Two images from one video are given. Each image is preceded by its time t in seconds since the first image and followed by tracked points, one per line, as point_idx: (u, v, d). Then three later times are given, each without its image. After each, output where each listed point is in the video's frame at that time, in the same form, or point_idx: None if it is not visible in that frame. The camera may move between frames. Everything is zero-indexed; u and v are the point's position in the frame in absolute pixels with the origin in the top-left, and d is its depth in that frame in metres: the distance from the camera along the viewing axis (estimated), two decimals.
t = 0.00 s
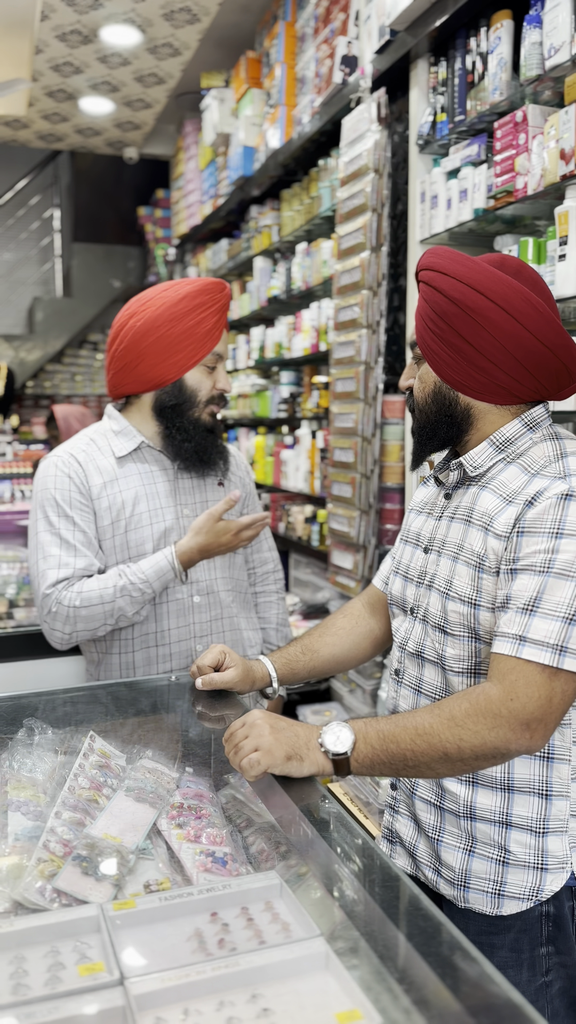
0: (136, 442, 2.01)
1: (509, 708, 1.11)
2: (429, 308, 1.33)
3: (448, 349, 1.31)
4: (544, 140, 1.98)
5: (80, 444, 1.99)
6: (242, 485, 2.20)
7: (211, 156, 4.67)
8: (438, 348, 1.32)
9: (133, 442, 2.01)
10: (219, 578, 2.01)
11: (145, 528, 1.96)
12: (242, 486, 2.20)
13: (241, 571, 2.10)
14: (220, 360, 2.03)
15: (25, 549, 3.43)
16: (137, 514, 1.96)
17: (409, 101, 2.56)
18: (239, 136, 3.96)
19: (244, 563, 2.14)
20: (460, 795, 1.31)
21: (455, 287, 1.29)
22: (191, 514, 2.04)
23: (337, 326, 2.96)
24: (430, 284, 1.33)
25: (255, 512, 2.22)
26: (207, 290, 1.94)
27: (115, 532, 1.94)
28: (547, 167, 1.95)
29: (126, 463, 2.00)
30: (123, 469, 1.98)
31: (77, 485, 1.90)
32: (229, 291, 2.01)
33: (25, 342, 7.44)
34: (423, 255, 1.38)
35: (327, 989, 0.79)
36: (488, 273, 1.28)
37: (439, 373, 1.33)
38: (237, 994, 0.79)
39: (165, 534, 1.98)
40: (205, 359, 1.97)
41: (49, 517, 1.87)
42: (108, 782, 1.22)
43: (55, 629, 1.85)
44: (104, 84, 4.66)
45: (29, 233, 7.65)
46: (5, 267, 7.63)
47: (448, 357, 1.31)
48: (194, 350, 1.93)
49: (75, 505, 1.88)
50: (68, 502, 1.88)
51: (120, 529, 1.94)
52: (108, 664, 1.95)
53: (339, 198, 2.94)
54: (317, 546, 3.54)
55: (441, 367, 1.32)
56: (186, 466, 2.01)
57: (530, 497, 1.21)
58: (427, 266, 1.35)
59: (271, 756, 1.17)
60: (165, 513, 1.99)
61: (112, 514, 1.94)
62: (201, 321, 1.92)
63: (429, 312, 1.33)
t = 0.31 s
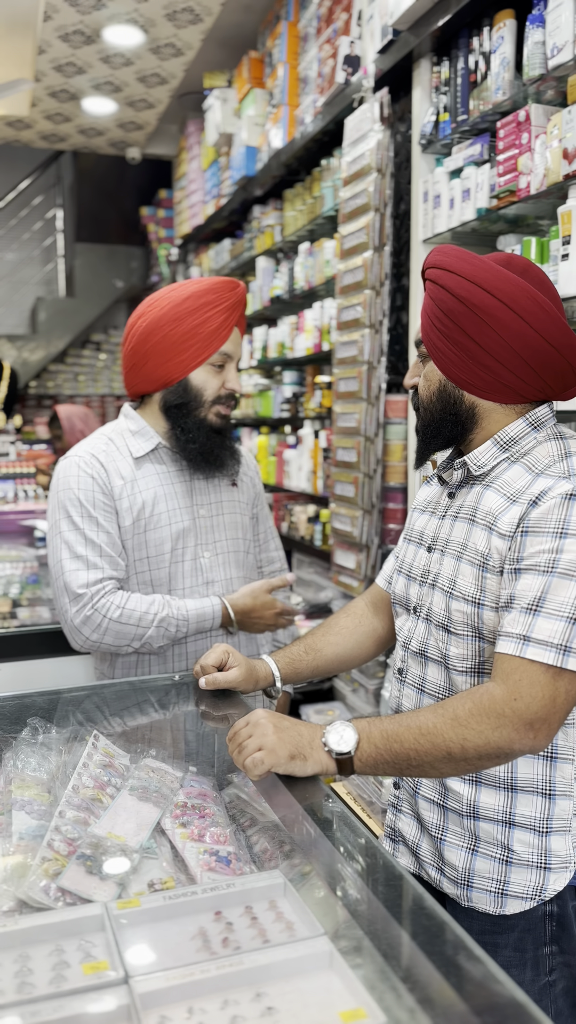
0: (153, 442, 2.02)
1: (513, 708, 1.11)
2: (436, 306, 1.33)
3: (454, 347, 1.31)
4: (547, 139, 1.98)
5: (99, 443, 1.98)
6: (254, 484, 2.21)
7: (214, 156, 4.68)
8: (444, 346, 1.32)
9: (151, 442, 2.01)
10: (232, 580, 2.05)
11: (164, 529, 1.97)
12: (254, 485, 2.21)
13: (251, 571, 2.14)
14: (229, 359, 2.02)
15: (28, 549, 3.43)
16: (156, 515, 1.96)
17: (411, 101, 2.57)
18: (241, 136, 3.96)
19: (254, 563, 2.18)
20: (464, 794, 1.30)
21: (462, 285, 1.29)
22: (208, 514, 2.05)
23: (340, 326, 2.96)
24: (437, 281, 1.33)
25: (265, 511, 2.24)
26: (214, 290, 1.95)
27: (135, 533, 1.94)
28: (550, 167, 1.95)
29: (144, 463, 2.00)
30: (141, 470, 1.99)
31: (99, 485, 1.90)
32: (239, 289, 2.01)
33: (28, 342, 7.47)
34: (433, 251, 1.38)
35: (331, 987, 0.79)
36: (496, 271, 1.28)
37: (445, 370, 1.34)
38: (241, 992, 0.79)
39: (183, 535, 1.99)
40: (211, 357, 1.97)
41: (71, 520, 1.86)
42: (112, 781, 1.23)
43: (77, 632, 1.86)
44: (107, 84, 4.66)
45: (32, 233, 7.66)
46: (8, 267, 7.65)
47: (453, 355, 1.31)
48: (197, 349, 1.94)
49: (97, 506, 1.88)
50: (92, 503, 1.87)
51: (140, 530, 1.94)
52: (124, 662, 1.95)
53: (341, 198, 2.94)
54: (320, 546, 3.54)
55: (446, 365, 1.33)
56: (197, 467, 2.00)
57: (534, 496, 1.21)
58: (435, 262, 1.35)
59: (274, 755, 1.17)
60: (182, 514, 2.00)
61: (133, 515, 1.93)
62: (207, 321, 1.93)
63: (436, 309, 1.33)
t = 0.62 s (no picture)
0: (161, 442, 2.02)
1: (515, 708, 1.12)
2: (447, 302, 1.33)
3: (471, 345, 1.30)
4: (549, 139, 1.98)
5: (106, 443, 2.00)
6: (265, 484, 2.19)
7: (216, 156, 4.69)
8: (460, 344, 1.31)
9: (159, 442, 2.01)
10: (241, 579, 2.03)
11: (170, 530, 1.97)
12: (265, 485, 2.19)
13: (262, 571, 2.11)
14: (219, 347, 2.00)
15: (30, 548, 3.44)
16: (162, 515, 1.96)
17: (413, 100, 2.57)
18: (243, 136, 3.97)
19: (265, 562, 2.15)
20: (466, 794, 1.30)
21: (480, 282, 1.29)
22: (216, 514, 2.04)
23: (342, 325, 2.96)
24: (450, 279, 1.33)
25: (277, 511, 2.22)
26: (193, 281, 1.97)
27: (140, 534, 1.94)
28: (552, 167, 1.95)
29: (151, 463, 2.00)
30: (148, 470, 1.99)
31: (101, 487, 1.91)
32: (223, 277, 2.00)
33: (30, 342, 7.49)
34: (433, 251, 1.40)
35: (334, 986, 0.79)
36: (512, 268, 1.29)
37: (460, 369, 1.32)
38: (244, 990, 0.79)
39: (190, 536, 1.99)
40: (200, 346, 1.97)
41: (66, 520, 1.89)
42: (114, 780, 1.23)
43: (63, 632, 1.88)
44: (109, 84, 4.67)
45: (34, 233, 7.68)
46: (10, 267, 7.65)
47: (470, 352, 1.30)
48: (182, 340, 1.95)
49: (97, 509, 1.90)
50: (90, 505, 1.89)
51: (145, 530, 1.95)
52: (131, 661, 1.95)
53: (343, 198, 2.94)
54: (322, 545, 3.55)
55: (457, 360, 1.32)
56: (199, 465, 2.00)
57: (536, 496, 1.21)
58: (437, 261, 1.37)
59: (277, 754, 1.17)
60: (189, 514, 2.00)
61: (138, 516, 1.94)
62: (188, 311, 1.94)
63: (441, 305, 1.34)
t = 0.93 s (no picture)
0: (157, 443, 2.01)
1: (518, 708, 1.12)
2: (458, 302, 1.33)
3: (483, 345, 1.30)
4: (550, 139, 1.98)
5: (102, 446, 2.01)
6: (268, 484, 2.16)
7: (217, 156, 4.69)
8: (471, 344, 1.31)
9: (155, 442, 2.00)
10: (238, 581, 2.00)
11: (163, 531, 1.95)
12: (268, 486, 2.16)
13: (262, 573, 2.08)
14: (213, 348, 1.97)
15: (32, 549, 3.44)
16: (155, 517, 1.95)
17: (415, 100, 2.57)
18: (245, 136, 3.97)
19: (265, 563, 2.12)
20: (468, 794, 1.30)
21: (493, 283, 1.29)
22: (213, 515, 2.02)
23: (344, 326, 2.96)
24: (461, 279, 1.33)
25: (281, 512, 2.19)
26: (183, 282, 1.94)
27: (131, 535, 1.94)
28: (553, 166, 1.95)
29: (147, 465, 1.99)
30: (142, 471, 1.98)
31: (91, 489, 1.92)
32: (216, 276, 1.97)
33: (33, 342, 7.39)
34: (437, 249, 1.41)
35: (336, 985, 0.79)
36: (524, 269, 1.30)
37: (470, 369, 1.32)
38: (246, 990, 0.80)
39: (184, 537, 1.97)
40: (192, 347, 1.95)
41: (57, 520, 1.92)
42: (117, 780, 1.23)
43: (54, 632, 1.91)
44: (111, 85, 4.66)
45: (36, 233, 7.68)
46: (12, 267, 7.66)
47: (481, 353, 1.31)
48: (174, 342, 1.94)
49: (86, 511, 1.91)
50: (79, 507, 1.91)
51: (138, 531, 1.94)
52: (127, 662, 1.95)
53: (345, 198, 2.94)
54: (324, 545, 3.55)
55: (465, 358, 1.32)
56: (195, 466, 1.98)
57: (539, 497, 1.21)
58: (442, 260, 1.38)
59: (279, 753, 1.18)
60: (183, 516, 1.98)
61: (130, 518, 1.94)
62: (178, 313, 1.92)
63: (447, 304, 1.35)
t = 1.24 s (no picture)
0: (150, 442, 2.00)
1: (521, 711, 1.12)
2: (473, 298, 1.31)
3: (497, 342, 1.29)
4: (552, 137, 1.97)
5: (97, 446, 2.01)
6: (267, 484, 2.14)
7: (219, 155, 4.69)
8: (486, 341, 1.30)
9: (148, 442, 2.00)
10: (230, 581, 1.98)
11: (155, 530, 1.94)
12: (268, 486, 2.14)
13: (258, 573, 2.06)
14: (205, 345, 1.93)
15: (34, 548, 3.45)
16: (146, 516, 1.94)
17: (417, 98, 2.57)
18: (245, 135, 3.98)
19: (262, 564, 2.10)
20: (470, 794, 1.30)
21: (510, 280, 1.28)
22: (206, 515, 2.00)
23: (346, 324, 2.96)
24: (477, 275, 1.31)
25: (282, 512, 2.16)
26: (173, 280, 1.91)
27: (123, 534, 1.94)
28: (555, 164, 1.94)
29: (140, 464, 1.99)
30: (135, 471, 1.97)
31: (83, 488, 1.93)
32: (207, 273, 1.94)
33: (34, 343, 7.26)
34: (448, 245, 1.40)
35: (338, 983, 0.79)
36: (541, 268, 1.29)
37: (485, 367, 1.31)
38: (248, 989, 0.79)
39: (175, 536, 1.96)
40: (185, 345, 1.91)
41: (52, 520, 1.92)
42: (119, 779, 1.23)
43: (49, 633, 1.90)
44: (112, 84, 4.67)
45: (37, 232, 7.69)
46: (14, 267, 7.67)
47: (495, 349, 1.29)
48: (166, 341, 1.90)
49: (79, 510, 1.91)
50: (72, 506, 1.91)
51: (129, 530, 1.94)
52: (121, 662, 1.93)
53: (346, 197, 2.94)
54: (325, 544, 3.55)
55: (479, 356, 1.31)
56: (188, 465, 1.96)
57: (546, 498, 1.21)
58: (454, 257, 1.36)
59: (281, 752, 1.17)
60: (175, 514, 1.97)
61: (121, 517, 1.93)
62: (169, 311, 1.88)
63: (460, 300, 1.32)
